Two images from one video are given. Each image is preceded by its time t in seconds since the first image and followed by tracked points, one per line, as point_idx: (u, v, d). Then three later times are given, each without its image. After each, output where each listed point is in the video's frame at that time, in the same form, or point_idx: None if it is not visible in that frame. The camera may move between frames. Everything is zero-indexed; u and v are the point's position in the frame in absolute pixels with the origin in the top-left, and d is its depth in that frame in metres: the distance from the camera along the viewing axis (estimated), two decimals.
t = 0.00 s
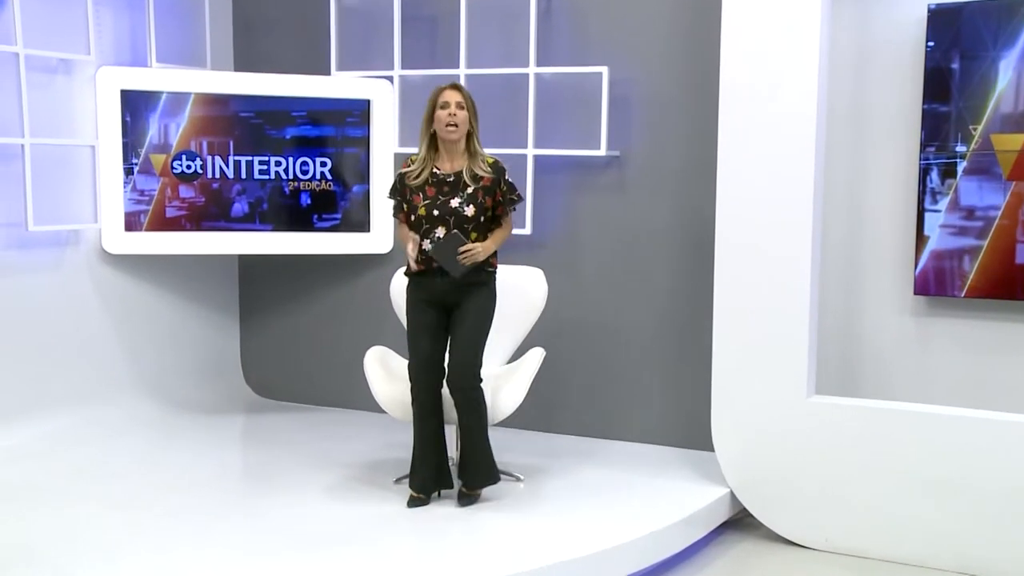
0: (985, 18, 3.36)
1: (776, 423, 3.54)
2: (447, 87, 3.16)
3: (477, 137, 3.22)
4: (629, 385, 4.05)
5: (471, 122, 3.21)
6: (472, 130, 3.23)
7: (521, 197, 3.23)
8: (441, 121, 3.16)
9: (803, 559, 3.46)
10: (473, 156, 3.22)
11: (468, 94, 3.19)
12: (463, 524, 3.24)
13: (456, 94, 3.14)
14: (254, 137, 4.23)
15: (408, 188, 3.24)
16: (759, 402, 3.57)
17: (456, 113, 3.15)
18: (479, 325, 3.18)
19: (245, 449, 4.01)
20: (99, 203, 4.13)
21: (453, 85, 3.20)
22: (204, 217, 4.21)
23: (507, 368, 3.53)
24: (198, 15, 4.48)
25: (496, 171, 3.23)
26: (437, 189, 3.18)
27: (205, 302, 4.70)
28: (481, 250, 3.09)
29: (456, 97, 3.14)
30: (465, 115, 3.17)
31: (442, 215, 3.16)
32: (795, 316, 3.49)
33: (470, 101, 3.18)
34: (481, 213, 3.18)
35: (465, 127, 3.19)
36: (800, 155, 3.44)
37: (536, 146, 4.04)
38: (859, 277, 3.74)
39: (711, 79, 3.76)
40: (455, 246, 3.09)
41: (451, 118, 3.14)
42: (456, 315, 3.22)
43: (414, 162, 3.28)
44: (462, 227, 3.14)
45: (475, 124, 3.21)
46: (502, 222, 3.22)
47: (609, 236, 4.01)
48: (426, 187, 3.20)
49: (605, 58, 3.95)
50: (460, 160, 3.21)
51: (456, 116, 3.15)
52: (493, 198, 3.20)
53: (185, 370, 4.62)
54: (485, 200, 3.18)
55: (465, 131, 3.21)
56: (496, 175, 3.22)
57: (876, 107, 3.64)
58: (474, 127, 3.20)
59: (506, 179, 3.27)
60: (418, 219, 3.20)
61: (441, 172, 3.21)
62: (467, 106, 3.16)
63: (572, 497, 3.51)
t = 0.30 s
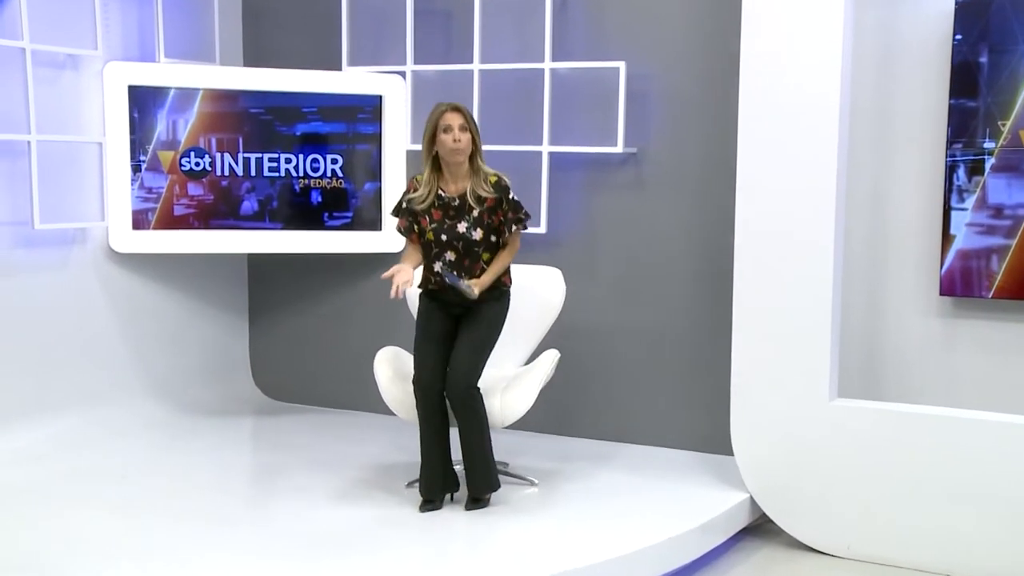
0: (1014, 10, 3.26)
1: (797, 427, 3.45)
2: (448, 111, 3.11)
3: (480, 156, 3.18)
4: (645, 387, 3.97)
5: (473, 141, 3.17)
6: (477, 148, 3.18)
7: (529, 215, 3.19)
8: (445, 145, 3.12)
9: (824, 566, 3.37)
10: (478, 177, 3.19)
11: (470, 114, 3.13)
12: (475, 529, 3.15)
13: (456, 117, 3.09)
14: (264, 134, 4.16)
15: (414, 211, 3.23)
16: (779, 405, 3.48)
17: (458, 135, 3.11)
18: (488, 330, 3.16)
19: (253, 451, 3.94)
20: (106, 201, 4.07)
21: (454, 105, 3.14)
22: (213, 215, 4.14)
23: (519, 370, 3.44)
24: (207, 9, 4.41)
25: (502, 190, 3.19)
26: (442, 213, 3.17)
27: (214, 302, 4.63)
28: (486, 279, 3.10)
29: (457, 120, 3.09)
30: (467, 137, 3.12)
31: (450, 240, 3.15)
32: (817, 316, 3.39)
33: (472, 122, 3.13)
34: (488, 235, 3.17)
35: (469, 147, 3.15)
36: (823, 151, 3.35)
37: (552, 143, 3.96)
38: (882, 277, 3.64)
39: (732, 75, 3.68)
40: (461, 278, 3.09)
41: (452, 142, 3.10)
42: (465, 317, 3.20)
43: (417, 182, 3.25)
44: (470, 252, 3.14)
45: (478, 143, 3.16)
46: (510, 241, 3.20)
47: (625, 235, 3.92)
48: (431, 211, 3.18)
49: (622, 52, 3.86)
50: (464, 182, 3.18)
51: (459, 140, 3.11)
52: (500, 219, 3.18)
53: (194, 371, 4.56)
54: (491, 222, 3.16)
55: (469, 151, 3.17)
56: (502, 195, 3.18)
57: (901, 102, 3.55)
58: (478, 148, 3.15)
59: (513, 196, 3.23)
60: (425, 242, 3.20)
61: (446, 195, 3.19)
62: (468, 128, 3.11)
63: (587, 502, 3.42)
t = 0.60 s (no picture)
0: None
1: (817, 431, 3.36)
2: (461, 166, 3.14)
3: (492, 207, 3.21)
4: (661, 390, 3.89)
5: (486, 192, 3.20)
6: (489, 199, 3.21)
7: (541, 265, 3.23)
8: (458, 197, 3.16)
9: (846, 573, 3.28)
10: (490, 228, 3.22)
11: (482, 169, 3.16)
12: (487, 534, 3.07)
13: (468, 174, 3.13)
14: (273, 130, 4.09)
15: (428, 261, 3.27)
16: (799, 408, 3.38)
17: (470, 191, 3.15)
18: (491, 355, 3.20)
19: (261, 455, 3.86)
20: (112, 200, 4.00)
21: (466, 160, 3.17)
22: (221, 213, 4.08)
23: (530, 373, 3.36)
24: (215, 4, 4.34)
25: (514, 241, 3.23)
26: (457, 264, 3.22)
27: (222, 302, 4.56)
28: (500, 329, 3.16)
29: (467, 177, 3.13)
30: (479, 192, 3.16)
31: (465, 291, 3.21)
32: (838, 317, 3.30)
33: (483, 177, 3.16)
34: (502, 285, 3.22)
35: (481, 200, 3.18)
36: (844, 147, 3.26)
37: (566, 140, 3.88)
38: (904, 276, 3.55)
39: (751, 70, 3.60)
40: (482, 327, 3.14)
41: (464, 199, 3.14)
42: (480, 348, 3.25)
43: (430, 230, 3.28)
44: (484, 302, 3.20)
45: (490, 196, 3.19)
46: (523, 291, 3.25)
47: (641, 234, 3.84)
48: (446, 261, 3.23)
49: (638, 47, 3.78)
50: (477, 233, 3.22)
51: (471, 193, 3.15)
52: (513, 269, 3.22)
53: (201, 373, 4.48)
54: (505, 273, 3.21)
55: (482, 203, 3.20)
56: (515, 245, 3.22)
57: (924, 97, 3.47)
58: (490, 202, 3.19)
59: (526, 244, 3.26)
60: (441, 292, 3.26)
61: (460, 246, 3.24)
62: (480, 184, 3.14)
63: (602, 507, 3.34)
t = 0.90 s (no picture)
0: None
1: (839, 434, 3.27)
2: (486, 191, 3.16)
3: (513, 237, 3.24)
4: (678, 392, 3.81)
5: (508, 222, 3.23)
6: (510, 229, 3.23)
7: (559, 298, 3.25)
8: (480, 223, 3.18)
9: None
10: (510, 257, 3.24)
11: (506, 198, 3.18)
12: (500, 539, 2.99)
13: (492, 201, 3.15)
14: (282, 127, 4.02)
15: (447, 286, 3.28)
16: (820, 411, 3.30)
17: (493, 218, 3.17)
18: (506, 381, 3.12)
19: (270, 457, 3.80)
20: (120, 198, 3.94)
21: (492, 188, 3.19)
22: (229, 211, 4.01)
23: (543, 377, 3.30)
24: None
25: (533, 271, 3.25)
26: (475, 290, 3.24)
27: (231, 302, 4.50)
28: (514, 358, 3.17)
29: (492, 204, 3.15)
30: (502, 221, 3.18)
31: (481, 317, 3.22)
32: (860, 318, 3.21)
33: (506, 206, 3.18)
34: (518, 314, 3.24)
35: (503, 229, 3.20)
36: (867, 143, 3.18)
37: (581, 137, 3.81)
38: (929, 276, 3.47)
39: (771, 65, 3.52)
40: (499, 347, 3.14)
41: (487, 226, 3.16)
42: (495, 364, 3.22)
43: (449, 257, 3.30)
44: (500, 330, 3.21)
45: (512, 225, 3.21)
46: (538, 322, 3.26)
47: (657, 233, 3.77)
48: (464, 287, 3.24)
49: (655, 42, 3.71)
50: (497, 261, 3.24)
51: (495, 219, 3.17)
52: (530, 299, 3.24)
53: (209, 373, 4.42)
54: (522, 302, 3.23)
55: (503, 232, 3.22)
56: (533, 276, 3.25)
57: (949, 92, 3.38)
58: (511, 231, 3.21)
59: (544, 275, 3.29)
60: (456, 317, 3.26)
61: (479, 273, 3.25)
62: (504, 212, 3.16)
63: (618, 512, 3.26)
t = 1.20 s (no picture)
0: None
1: (863, 438, 3.18)
2: (505, 185, 3.15)
3: (533, 233, 3.21)
4: (697, 394, 3.73)
5: (528, 218, 3.20)
6: (531, 224, 3.21)
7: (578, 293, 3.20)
8: (499, 220, 3.16)
9: None
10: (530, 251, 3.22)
11: (526, 191, 3.17)
12: (515, 544, 2.92)
13: (513, 194, 3.14)
14: (295, 123, 3.97)
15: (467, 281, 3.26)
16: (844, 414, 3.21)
17: (513, 212, 3.15)
18: (519, 372, 3.08)
19: (280, 459, 3.73)
20: (130, 195, 3.88)
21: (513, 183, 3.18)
22: (241, 209, 3.96)
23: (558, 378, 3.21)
24: None
25: (553, 265, 3.21)
26: (494, 282, 3.20)
27: (243, 302, 4.44)
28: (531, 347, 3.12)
29: (512, 197, 3.14)
30: (522, 214, 3.16)
31: (499, 307, 3.18)
32: (886, 318, 3.13)
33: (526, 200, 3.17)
34: (537, 308, 3.19)
35: (523, 223, 3.18)
36: (894, 139, 3.09)
37: (599, 134, 3.74)
38: (956, 276, 3.38)
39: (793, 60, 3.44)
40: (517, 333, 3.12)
41: (507, 219, 3.14)
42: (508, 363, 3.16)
43: (470, 255, 3.29)
44: (518, 321, 3.16)
45: (532, 220, 3.19)
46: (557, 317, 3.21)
47: (677, 232, 3.69)
48: (483, 281, 3.21)
49: (675, 37, 3.63)
50: (517, 254, 3.21)
51: (513, 216, 3.14)
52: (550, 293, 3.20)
53: (220, 374, 4.36)
54: (542, 296, 3.19)
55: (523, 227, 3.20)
56: (553, 270, 3.21)
57: (978, 87, 3.30)
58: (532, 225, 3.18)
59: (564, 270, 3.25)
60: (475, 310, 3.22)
61: (498, 266, 3.22)
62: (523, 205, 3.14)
63: (637, 517, 3.18)
